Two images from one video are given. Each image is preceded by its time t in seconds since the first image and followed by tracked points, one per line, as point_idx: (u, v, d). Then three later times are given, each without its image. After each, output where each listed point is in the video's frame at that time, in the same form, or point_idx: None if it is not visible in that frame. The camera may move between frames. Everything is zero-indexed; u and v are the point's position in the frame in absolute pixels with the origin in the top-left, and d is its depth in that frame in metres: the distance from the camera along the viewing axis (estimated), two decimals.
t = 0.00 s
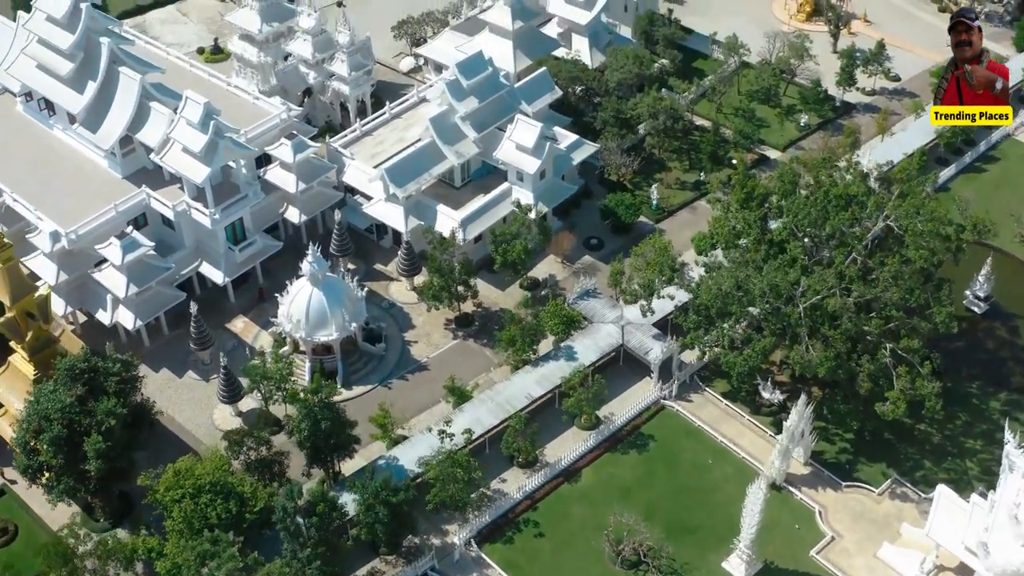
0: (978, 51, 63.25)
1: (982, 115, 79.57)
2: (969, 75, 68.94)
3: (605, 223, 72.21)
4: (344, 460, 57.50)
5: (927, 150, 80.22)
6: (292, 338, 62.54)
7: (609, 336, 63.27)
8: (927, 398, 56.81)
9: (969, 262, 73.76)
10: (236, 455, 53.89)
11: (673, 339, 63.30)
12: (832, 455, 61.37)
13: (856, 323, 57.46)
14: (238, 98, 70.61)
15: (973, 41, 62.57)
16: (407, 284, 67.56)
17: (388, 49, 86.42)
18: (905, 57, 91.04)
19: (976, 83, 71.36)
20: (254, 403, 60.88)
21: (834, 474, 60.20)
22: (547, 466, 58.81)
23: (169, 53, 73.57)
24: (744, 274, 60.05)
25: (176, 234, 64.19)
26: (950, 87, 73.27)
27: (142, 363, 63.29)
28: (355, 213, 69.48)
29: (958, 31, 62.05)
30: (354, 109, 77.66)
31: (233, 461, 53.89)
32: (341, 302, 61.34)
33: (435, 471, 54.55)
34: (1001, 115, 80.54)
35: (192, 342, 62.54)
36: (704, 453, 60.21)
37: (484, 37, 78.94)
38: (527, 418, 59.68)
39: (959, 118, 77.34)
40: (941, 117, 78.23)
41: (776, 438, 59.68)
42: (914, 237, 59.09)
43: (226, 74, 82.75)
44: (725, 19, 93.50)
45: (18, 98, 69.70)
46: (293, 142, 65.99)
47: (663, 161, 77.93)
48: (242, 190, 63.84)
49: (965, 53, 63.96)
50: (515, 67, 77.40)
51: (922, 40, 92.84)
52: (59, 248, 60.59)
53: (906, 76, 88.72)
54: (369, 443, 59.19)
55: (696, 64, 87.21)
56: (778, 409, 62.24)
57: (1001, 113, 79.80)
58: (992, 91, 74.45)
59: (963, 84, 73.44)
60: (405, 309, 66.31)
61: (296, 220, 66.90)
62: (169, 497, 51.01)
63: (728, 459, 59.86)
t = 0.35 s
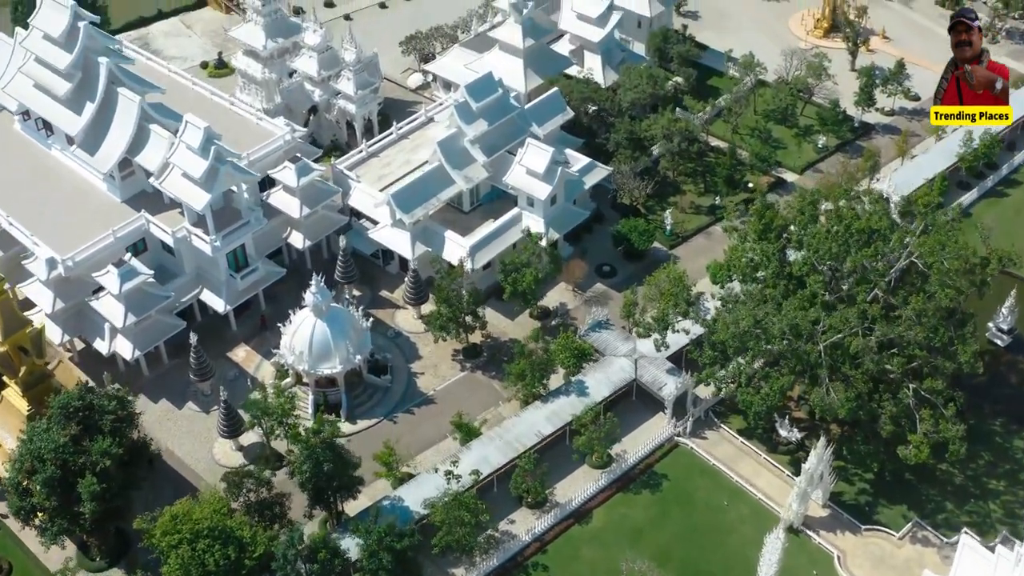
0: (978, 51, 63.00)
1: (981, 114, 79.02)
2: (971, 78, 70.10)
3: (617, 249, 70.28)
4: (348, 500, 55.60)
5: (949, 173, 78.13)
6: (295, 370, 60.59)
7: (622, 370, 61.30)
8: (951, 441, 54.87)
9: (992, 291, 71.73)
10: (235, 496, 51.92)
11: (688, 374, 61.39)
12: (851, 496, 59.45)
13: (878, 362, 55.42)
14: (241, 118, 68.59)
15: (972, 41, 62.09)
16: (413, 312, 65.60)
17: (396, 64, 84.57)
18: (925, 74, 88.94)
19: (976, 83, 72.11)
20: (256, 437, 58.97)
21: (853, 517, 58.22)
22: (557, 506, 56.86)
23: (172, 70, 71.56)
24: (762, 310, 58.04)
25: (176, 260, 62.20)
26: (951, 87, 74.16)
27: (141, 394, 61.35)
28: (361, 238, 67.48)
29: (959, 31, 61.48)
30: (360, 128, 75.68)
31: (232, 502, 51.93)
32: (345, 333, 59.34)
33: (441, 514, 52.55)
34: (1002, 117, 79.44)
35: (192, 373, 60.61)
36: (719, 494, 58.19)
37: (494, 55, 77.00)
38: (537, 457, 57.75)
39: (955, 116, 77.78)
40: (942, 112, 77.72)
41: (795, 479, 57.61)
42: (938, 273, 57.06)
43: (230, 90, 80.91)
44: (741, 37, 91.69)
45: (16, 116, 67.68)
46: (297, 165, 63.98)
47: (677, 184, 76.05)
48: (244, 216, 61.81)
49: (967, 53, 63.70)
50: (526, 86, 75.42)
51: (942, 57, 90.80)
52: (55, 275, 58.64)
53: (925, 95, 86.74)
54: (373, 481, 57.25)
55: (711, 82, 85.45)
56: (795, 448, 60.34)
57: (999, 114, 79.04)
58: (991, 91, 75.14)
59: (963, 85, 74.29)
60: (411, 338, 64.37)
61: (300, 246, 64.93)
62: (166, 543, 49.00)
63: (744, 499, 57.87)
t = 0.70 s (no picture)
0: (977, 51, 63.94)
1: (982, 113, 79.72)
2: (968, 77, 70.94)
3: (639, 281, 68.02)
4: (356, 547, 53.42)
5: (982, 204, 75.53)
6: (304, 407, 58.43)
7: (642, 412, 59.00)
8: (985, 496, 52.41)
9: None
10: (239, 544, 49.76)
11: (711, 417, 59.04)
12: (879, 548, 57.07)
13: (910, 412, 52.96)
14: (252, 141, 66.49)
15: (973, 41, 63.11)
16: (427, 345, 63.42)
17: (413, 82, 82.57)
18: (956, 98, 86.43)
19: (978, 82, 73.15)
20: (262, 476, 56.83)
21: (881, 570, 55.81)
22: (573, 555, 54.59)
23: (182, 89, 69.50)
24: (789, 354, 55.69)
25: (182, 289, 60.13)
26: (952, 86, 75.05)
27: (144, 427, 59.30)
28: (374, 266, 65.28)
29: (959, 31, 62.57)
30: (375, 150, 73.50)
31: (235, 550, 49.74)
32: (355, 370, 57.18)
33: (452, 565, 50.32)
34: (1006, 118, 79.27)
35: (198, 407, 58.50)
36: (743, 543, 55.77)
37: (513, 76, 74.72)
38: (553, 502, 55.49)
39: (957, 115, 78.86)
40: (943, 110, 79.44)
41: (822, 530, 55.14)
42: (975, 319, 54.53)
43: (242, 106, 78.94)
44: (768, 59, 89.72)
45: (20, 135, 65.69)
46: (308, 192, 61.85)
47: (700, 212, 73.79)
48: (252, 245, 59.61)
49: (966, 53, 64.68)
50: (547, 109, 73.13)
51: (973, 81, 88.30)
52: (58, 304, 56.64)
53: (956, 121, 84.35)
54: (383, 525, 55.10)
55: (737, 105, 83.38)
56: (821, 495, 57.96)
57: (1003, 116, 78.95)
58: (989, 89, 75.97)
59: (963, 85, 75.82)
60: (424, 373, 62.20)
61: (311, 275, 62.81)
62: None
63: (767, 550, 55.40)
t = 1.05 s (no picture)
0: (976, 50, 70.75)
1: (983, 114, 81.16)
2: (970, 74, 76.51)
3: (659, 311, 66.01)
4: None
5: (1014, 234, 73.16)
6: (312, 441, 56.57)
7: (662, 451, 56.98)
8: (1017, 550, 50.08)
9: None
10: None
11: (732, 457, 56.95)
12: None
13: (941, 460, 50.64)
14: (263, 161, 64.66)
15: (972, 41, 69.87)
16: (440, 375, 61.53)
17: (429, 97, 80.75)
18: (987, 121, 84.04)
19: (977, 80, 77.79)
20: (268, 513, 55.02)
21: None
22: None
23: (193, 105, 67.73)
24: (814, 396, 53.65)
25: (189, 316, 58.37)
26: (950, 85, 79.35)
27: (149, 458, 57.56)
28: (386, 293, 63.37)
29: (959, 32, 69.18)
30: (389, 170, 71.50)
31: None
32: (366, 405, 55.27)
33: None
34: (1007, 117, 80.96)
35: (204, 439, 56.71)
36: None
37: (531, 96, 72.65)
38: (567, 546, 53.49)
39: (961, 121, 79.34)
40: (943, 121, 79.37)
41: None
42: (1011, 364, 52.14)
43: (255, 121, 77.20)
44: (794, 78, 87.67)
45: (26, 152, 64.04)
46: (320, 216, 59.99)
47: (723, 238, 71.77)
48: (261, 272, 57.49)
49: (966, 53, 71.35)
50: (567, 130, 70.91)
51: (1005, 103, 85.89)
52: (60, 331, 55.00)
53: (987, 145, 82.04)
54: (391, 567, 53.22)
55: (762, 125, 81.53)
56: (846, 541, 55.49)
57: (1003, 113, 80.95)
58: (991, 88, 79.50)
59: (964, 85, 79.90)
60: (437, 405, 60.31)
61: (321, 301, 60.99)
62: None
63: None
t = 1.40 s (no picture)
0: (976, 49, 78.50)
1: (983, 115, 83.22)
2: (971, 73, 81.63)
3: (678, 343, 63.99)
4: None
5: None
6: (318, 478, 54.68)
7: (679, 493, 54.96)
8: None
9: None
10: None
11: (752, 501, 54.84)
12: None
13: (968, 512, 48.19)
14: (272, 183, 62.79)
15: (972, 40, 77.56)
16: (451, 408, 59.64)
17: (444, 114, 78.94)
18: (1017, 145, 81.51)
19: (976, 82, 82.16)
20: (271, 552, 53.19)
21: None
22: None
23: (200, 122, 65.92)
24: (838, 444, 51.63)
25: (193, 344, 56.64)
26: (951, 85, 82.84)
27: (150, 491, 55.82)
28: (396, 320, 61.50)
29: (960, 31, 77.03)
30: (402, 191, 69.56)
31: None
32: (373, 441, 53.42)
33: None
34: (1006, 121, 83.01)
35: (207, 473, 54.96)
36: None
37: (548, 116, 70.63)
38: None
39: (960, 121, 83.08)
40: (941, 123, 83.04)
41: None
42: None
43: (266, 138, 75.50)
44: (818, 97, 85.53)
45: (29, 171, 62.46)
46: (329, 243, 58.19)
47: (745, 266, 69.71)
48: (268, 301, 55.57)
49: (965, 53, 79.17)
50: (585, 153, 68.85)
51: None
52: (60, 361, 53.40)
53: (1016, 170, 79.59)
54: None
55: (785, 147, 79.60)
56: None
57: (1005, 117, 82.92)
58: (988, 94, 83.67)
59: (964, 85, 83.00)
60: (447, 440, 58.42)
61: (330, 329, 59.18)
62: None
63: None
